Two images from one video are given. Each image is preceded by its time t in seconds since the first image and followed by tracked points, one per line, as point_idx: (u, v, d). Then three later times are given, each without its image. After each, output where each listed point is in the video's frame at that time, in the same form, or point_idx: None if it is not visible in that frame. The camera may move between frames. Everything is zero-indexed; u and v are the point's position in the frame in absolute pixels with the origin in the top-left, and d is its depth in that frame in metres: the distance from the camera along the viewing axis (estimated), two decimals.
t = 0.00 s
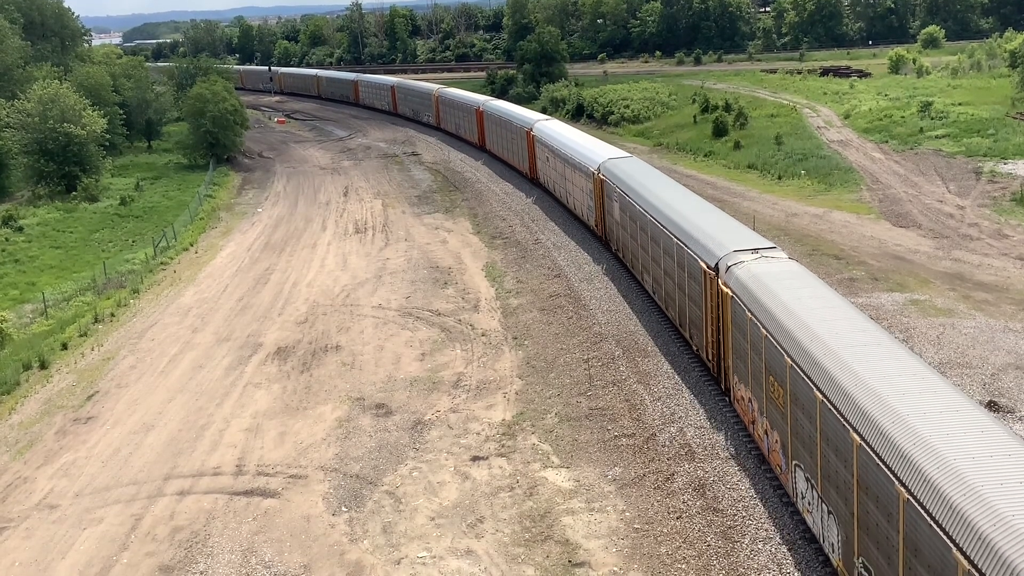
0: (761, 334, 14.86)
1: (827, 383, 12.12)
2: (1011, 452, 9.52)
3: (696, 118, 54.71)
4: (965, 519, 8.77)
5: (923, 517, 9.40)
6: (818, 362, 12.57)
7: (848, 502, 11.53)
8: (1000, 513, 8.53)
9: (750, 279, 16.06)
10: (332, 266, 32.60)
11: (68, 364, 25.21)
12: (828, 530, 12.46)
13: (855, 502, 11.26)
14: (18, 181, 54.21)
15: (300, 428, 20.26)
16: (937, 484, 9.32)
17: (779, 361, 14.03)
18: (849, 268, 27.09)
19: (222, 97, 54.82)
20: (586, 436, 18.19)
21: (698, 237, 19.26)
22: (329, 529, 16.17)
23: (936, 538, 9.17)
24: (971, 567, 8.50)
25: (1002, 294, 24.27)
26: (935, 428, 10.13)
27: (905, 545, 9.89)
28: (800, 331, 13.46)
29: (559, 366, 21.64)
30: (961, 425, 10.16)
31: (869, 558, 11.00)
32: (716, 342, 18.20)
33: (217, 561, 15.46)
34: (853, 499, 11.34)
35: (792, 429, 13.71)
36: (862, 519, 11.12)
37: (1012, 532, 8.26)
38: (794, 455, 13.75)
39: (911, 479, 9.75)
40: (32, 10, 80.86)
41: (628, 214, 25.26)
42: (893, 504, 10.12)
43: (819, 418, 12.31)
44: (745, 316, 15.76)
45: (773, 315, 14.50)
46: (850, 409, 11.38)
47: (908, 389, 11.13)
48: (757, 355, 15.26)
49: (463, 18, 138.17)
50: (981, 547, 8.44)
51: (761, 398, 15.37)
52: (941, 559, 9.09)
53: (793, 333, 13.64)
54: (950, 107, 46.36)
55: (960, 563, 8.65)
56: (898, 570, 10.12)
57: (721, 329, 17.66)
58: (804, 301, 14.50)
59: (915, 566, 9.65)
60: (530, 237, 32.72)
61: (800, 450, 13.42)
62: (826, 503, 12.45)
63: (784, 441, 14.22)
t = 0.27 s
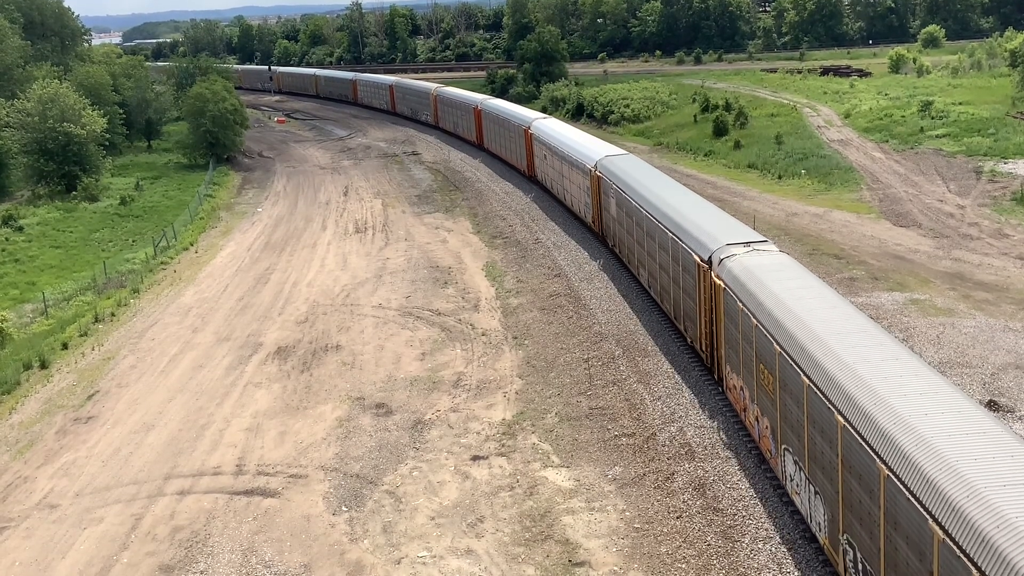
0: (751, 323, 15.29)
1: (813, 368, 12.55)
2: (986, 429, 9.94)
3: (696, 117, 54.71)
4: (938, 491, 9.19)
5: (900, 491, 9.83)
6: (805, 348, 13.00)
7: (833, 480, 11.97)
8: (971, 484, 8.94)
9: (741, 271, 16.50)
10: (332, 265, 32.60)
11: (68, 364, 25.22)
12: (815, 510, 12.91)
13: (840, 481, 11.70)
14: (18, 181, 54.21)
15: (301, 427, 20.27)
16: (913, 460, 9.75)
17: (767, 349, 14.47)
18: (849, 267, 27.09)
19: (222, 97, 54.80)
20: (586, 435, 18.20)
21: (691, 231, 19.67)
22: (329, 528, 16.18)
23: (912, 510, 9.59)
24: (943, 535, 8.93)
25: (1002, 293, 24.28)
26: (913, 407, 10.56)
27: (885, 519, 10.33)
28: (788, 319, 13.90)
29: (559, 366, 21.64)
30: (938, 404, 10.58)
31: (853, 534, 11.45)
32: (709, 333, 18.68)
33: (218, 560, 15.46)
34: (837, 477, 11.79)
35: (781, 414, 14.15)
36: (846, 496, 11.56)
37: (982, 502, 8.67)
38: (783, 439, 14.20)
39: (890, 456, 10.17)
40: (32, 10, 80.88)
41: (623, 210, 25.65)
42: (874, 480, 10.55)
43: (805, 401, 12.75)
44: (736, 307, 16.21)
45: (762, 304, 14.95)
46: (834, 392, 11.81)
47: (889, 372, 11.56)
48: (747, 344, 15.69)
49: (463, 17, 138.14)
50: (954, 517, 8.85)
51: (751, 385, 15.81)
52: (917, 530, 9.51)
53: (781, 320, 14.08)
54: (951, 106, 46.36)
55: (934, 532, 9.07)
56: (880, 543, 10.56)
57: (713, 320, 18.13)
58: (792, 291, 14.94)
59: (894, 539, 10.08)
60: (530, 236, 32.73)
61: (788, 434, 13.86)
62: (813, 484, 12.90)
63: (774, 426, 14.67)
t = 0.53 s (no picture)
0: (742, 314, 15.76)
1: (801, 354, 13.00)
2: (964, 409, 10.39)
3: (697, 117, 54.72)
4: (916, 466, 9.63)
5: (881, 468, 10.28)
6: (793, 336, 13.46)
7: (820, 462, 12.43)
8: (947, 459, 9.39)
9: (734, 264, 16.97)
10: (332, 265, 32.61)
11: (68, 364, 25.22)
12: (804, 492, 13.37)
13: (827, 463, 12.16)
14: (18, 181, 54.23)
15: (301, 427, 20.28)
16: (894, 439, 10.18)
17: (758, 338, 14.94)
18: (849, 267, 27.10)
19: (222, 97, 54.80)
20: (586, 435, 18.21)
21: (685, 226, 20.21)
22: (329, 529, 16.18)
23: (893, 486, 10.04)
24: (921, 508, 9.38)
25: (1002, 293, 24.28)
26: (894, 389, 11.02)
27: (868, 497, 10.79)
28: (778, 309, 14.34)
29: (559, 366, 21.64)
30: (918, 386, 11.04)
31: (839, 513, 11.91)
32: (702, 326, 19.17)
33: (218, 561, 15.46)
34: (824, 459, 12.25)
35: (771, 401, 14.61)
36: (832, 477, 12.02)
37: (957, 475, 9.12)
38: (773, 425, 14.66)
39: (872, 435, 10.63)
40: (32, 10, 80.89)
41: (620, 207, 26.16)
42: (858, 459, 11.01)
43: (794, 387, 13.20)
44: (729, 299, 16.68)
45: (753, 295, 15.41)
46: (820, 376, 12.27)
47: (873, 357, 12.03)
48: (739, 334, 16.15)
49: (463, 18, 138.15)
50: (931, 490, 9.29)
51: (743, 374, 16.28)
52: (898, 506, 9.95)
53: (771, 310, 14.56)
54: (951, 106, 46.38)
55: (913, 506, 9.52)
56: (863, 520, 11.02)
57: (706, 312, 18.70)
58: (782, 281, 15.41)
59: (878, 515, 10.52)
60: (530, 236, 32.76)
61: (778, 420, 14.31)
62: (802, 467, 13.36)
63: (765, 414, 15.12)
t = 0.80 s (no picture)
0: (734, 304, 16.16)
1: (789, 341, 13.41)
2: (943, 392, 10.78)
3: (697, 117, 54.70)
4: (896, 445, 10.03)
5: (864, 447, 10.66)
6: (782, 324, 13.87)
7: (807, 445, 12.83)
8: (926, 438, 9.77)
9: (725, 256, 17.38)
10: (331, 265, 32.62)
11: (68, 364, 25.23)
12: (793, 475, 13.79)
13: (813, 445, 12.57)
14: (18, 181, 54.24)
15: (301, 427, 20.28)
16: (876, 421, 10.58)
17: (749, 328, 15.33)
18: (849, 267, 27.11)
19: (222, 97, 54.78)
20: (586, 435, 18.21)
21: (681, 221, 20.43)
22: (330, 529, 16.18)
23: (874, 465, 10.43)
24: (899, 483, 9.80)
25: (1002, 293, 24.28)
26: (877, 374, 11.41)
27: (852, 476, 11.20)
28: (767, 300, 14.73)
29: (559, 366, 21.65)
30: (901, 371, 11.43)
31: (826, 494, 12.32)
32: (697, 319, 19.51)
33: (218, 561, 15.47)
34: (811, 442, 12.66)
35: (761, 389, 15.01)
36: (818, 459, 12.44)
37: (934, 453, 9.50)
38: (764, 412, 15.07)
39: (855, 417, 11.03)
40: (32, 10, 80.87)
41: (616, 203, 26.49)
42: (842, 440, 11.41)
43: (782, 374, 13.61)
44: (721, 290, 17.08)
45: (744, 287, 15.81)
46: (807, 363, 12.68)
47: (858, 344, 12.42)
48: (731, 324, 16.55)
49: (463, 17, 138.16)
50: (909, 467, 9.69)
51: (735, 363, 16.69)
52: (879, 483, 10.36)
53: (761, 300, 14.95)
54: (951, 106, 46.36)
55: (893, 482, 9.92)
56: (848, 499, 11.42)
57: (700, 306, 19.05)
58: (773, 273, 15.81)
59: (861, 493, 10.93)
60: (530, 236, 32.77)
61: (768, 407, 14.73)
62: (790, 451, 13.78)
63: (756, 401, 15.53)
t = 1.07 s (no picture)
0: (727, 295, 16.65)
1: (780, 330, 13.89)
2: (925, 378, 11.26)
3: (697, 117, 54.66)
4: (879, 426, 10.51)
5: (850, 429, 11.14)
6: (773, 314, 14.34)
7: (796, 430, 13.31)
8: (907, 418, 10.24)
9: (719, 250, 17.89)
10: (331, 265, 32.61)
11: (69, 363, 25.23)
12: (783, 459, 14.27)
13: (801, 429, 13.06)
14: (18, 180, 54.22)
15: (301, 427, 20.28)
16: (861, 404, 11.04)
17: (741, 318, 15.82)
18: (850, 267, 27.10)
19: (222, 97, 54.73)
20: (586, 435, 18.20)
21: (677, 217, 20.83)
22: (330, 528, 16.18)
23: (858, 445, 10.91)
24: (881, 462, 10.27)
25: (1002, 293, 24.27)
26: (863, 361, 11.88)
27: (837, 457, 11.68)
28: (759, 291, 15.23)
29: (559, 366, 21.64)
30: (886, 358, 11.91)
31: (813, 476, 12.80)
32: (691, 312, 19.95)
33: (218, 560, 15.46)
34: (799, 426, 13.15)
35: (753, 377, 15.48)
36: (807, 443, 12.92)
37: (915, 431, 9.98)
38: (755, 399, 15.54)
39: (841, 400, 11.51)
40: (32, 9, 80.86)
41: (613, 200, 26.88)
42: (828, 423, 11.90)
43: (773, 361, 14.09)
44: (716, 283, 17.56)
45: (738, 279, 16.30)
46: (796, 350, 13.17)
47: (845, 332, 12.90)
48: (725, 316, 17.02)
49: (463, 17, 138.11)
50: (891, 447, 10.15)
51: (728, 353, 17.18)
52: (863, 462, 10.83)
53: (753, 291, 15.43)
54: (951, 106, 46.34)
55: (876, 461, 10.38)
56: (834, 479, 11.90)
57: (694, 299, 19.45)
58: (764, 265, 16.32)
59: (846, 473, 11.41)
60: (530, 235, 32.76)
61: (759, 394, 15.20)
62: (780, 436, 14.26)
63: (747, 389, 16.01)
